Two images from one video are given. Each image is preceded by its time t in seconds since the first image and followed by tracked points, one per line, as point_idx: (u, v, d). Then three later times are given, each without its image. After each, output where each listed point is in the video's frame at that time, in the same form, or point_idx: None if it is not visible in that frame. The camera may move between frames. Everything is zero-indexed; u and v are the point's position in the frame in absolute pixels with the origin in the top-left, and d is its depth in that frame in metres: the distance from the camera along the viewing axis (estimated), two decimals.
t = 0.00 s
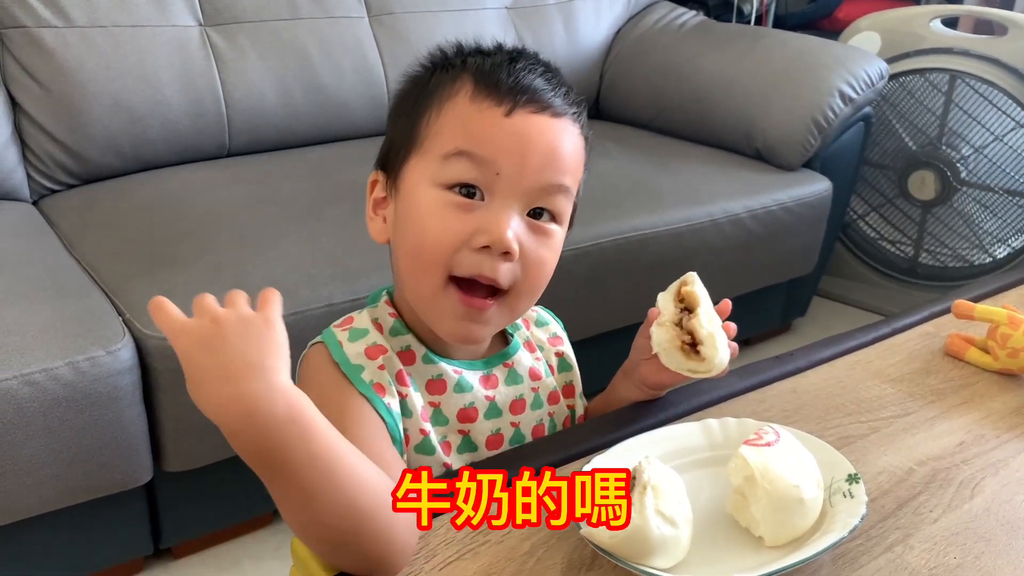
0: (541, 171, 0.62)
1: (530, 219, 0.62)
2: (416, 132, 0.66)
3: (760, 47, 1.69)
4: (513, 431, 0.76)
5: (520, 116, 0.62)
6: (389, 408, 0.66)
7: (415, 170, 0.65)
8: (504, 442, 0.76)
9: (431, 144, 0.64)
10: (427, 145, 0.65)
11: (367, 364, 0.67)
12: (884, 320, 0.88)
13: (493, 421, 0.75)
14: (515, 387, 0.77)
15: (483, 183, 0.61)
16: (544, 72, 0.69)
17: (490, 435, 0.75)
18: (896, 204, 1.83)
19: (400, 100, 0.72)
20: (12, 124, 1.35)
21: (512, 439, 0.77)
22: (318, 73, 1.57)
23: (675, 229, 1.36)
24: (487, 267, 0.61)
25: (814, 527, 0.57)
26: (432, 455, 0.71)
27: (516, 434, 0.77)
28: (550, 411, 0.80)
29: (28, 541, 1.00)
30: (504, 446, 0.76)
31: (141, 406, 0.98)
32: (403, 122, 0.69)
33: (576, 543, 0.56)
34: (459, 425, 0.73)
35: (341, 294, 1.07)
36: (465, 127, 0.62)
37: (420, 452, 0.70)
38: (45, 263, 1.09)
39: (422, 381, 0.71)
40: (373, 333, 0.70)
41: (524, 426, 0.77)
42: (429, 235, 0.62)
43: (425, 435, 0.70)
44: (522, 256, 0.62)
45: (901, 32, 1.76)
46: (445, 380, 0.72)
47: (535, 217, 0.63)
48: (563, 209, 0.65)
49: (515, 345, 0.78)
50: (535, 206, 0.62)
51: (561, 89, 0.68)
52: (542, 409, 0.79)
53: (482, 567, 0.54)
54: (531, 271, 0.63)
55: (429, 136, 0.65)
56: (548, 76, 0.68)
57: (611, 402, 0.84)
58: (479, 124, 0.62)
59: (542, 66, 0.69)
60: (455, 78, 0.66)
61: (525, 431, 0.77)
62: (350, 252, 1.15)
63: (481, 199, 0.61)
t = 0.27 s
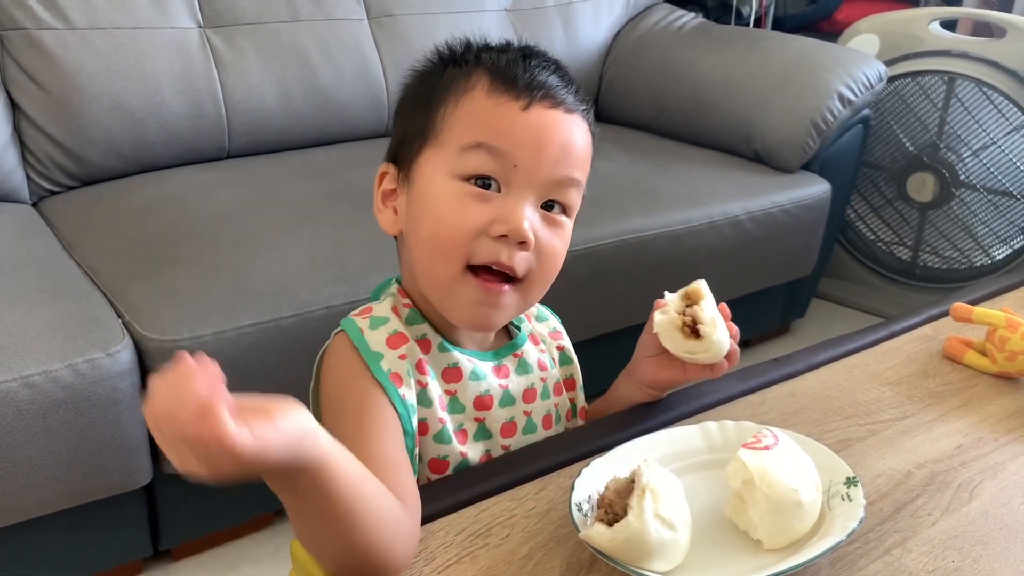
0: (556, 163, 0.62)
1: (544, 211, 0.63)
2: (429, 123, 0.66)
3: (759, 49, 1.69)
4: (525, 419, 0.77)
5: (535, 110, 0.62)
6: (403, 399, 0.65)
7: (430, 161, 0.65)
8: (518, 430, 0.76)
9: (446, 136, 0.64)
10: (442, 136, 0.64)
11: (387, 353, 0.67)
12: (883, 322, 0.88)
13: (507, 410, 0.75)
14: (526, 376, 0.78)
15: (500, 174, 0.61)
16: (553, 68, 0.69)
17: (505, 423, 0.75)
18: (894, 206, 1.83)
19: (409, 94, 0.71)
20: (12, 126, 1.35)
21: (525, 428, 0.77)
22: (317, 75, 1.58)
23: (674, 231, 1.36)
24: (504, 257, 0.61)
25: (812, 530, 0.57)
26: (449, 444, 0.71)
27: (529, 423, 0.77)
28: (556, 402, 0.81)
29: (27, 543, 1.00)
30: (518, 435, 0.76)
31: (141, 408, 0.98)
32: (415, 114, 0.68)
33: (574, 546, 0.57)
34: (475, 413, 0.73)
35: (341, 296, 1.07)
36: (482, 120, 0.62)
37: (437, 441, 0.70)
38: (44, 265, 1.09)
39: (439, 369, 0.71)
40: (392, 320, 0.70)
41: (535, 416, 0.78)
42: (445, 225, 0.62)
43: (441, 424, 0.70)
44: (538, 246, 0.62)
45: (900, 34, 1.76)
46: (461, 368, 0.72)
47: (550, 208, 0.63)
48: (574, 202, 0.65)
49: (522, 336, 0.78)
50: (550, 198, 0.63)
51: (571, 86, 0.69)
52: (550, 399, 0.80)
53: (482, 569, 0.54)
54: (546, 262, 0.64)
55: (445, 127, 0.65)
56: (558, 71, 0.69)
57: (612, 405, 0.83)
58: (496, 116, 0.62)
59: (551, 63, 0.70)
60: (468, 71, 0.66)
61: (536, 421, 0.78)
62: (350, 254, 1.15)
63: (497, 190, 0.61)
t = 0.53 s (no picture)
0: (574, 166, 0.62)
1: (560, 211, 0.63)
2: (445, 123, 0.65)
3: (758, 52, 1.69)
4: (538, 417, 0.77)
5: (555, 112, 0.62)
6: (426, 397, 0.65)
7: (448, 161, 0.64)
8: (532, 427, 0.76)
9: (465, 136, 0.64)
10: (460, 136, 0.64)
11: (411, 350, 0.66)
12: (880, 325, 0.88)
13: (522, 407, 0.75)
14: (538, 373, 0.78)
15: (520, 176, 0.61)
16: (565, 69, 0.69)
17: (519, 420, 0.75)
18: (893, 209, 1.83)
19: (420, 92, 0.70)
20: (9, 128, 1.34)
21: (538, 425, 0.77)
22: (315, 77, 1.58)
23: (672, 234, 1.36)
24: (524, 257, 0.61)
25: (808, 534, 0.57)
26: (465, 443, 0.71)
27: (542, 420, 0.77)
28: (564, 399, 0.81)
29: (23, 546, 1.00)
30: (532, 432, 0.76)
31: (137, 411, 0.98)
32: (429, 113, 0.67)
33: (570, 550, 0.56)
34: (493, 410, 0.73)
35: (338, 299, 1.07)
36: (502, 120, 0.62)
37: (454, 440, 0.70)
38: (40, 267, 1.09)
39: (456, 367, 0.70)
40: (416, 317, 0.68)
41: (547, 413, 0.78)
42: (464, 224, 0.61)
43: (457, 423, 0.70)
44: (556, 247, 0.63)
45: (898, 37, 1.76)
46: (478, 366, 0.71)
47: (566, 209, 0.64)
48: (588, 202, 0.66)
49: (532, 335, 0.78)
50: (566, 199, 0.63)
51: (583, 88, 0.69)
52: (561, 396, 0.80)
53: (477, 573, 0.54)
54: (563, 262, 0.64)
55: (463, 127, 0.64)
56: (570, 72, 0.69)
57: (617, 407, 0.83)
58: (516, 118, 0.62)
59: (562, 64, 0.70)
60: (484, 71, 0.65)
61: (548, 417, 0.78)
62: (347, 257, 1.15)
63: (517, 191, 0.61)
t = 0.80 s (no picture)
0: (592, 201, 0.62)
1: (575, 239, 0.63)
2: (463, 145, 0.64)
3: (758, 55, 1.69)
4: (546, 424, 0.77)
5: (575, 147, 0.61)
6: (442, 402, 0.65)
7: (465, 188, 0.63)
8: (540, 434, 0.77)
9: (483, 164, 0.62)
10: (480, 164, 0.63)
11: (431, 354, 0.65)
12: (883, 329, 0.88)
13: (531, 414, 0.76)
14: (547, 382, 0.78)
15: (538, 213, 0.61)
16: (582, 84, 0.68)
17: (527, 427, 0.76)
18: (894, 212, 1.83)
19: (433, 97, 0.68)
20: (11, 131, 1.34)
21: (546, 433, 0.77)
22: (316, 80, 1.57)
23: (673, 237, 1.36)
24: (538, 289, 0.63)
25: (813, 539, 0.57)
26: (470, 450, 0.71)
27: (550, 427, 0.78)
28: (573, 406, 0.81)
29: (24, 550, 1.00)
30: (538, 438, 0.77)
31: (138, 415, 0.97)
32: (441, 128, 0.66)
33: (574, 555, 0.56)
34: (504, 418, 0.73)
35: (340, 302, 1.07)
36: (524, 155, 0.61)
37: (461, 448, 0.70)
38: (42, 271, 1.09)
39: (467, 373, 0.71)
40: (435, 322, 0.68)
41: (555, 420, 0.78)
42: (482, 257, 0.62)
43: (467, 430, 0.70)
44: (569, 276, 0.64)
45: (899, 40, 1.77)
46: (487, 373, 0.72)
47: (580, 239, 0.64)
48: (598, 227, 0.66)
49: (541, 342, 0.79)
50: (582, 232, 0.63)
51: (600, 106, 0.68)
52: (569, 404, 0.80)
53: None
54: (573, 287, 0.65)
55: (482, 154, 0.63)
56: (587, 89, 0.68)
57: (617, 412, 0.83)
58: (538, 154, 0.61)
59: (579, 78, 0.69)
60: (505, 93, 0.63)
61: (556, 425, 0.78)
62: (349, 260, 1.15)
63: (533, 224, 0.61)
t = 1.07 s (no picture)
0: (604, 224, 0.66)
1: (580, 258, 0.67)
2: (495, 173, 0.61)
3: (758, 58, 1.70)
4: (538, 428, 0.78)
5: (599, 178, 0.64)
6: (417, 413, 0.65)
7: (498, 218, 0.62)
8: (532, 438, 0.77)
9: (519, 195, 0.62)
10: (516, 195, 0.62)
11: (404, 365, 0.66)
12: (883, 331, 0.88)
13: (521, 419, 0.76)
14: (537, 386, 0.78)
15: (566, 242, 0.64)
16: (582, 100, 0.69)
17: (519, 433, 0.76)
18: (894, 215, 1.83)
19: (439, 112, 0.62)
20: (13, 134, 1.35)
21: (538, 437, 0.78)
22: (317, 83, 1.58)
23: (674, 239, 1.37)
24: (553, 309, 0.66)
25: (813, 541, 0.57)
26: (462, 457, 0.71)
27: (542, 431, 0.78)
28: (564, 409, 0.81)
29: (25, 552, 1.00)
30: (531, 444, 0.77)
31: (140, 417, 0.98)
32: (461, 152, 0.62)
33: (574, 557, 0.56)
34: (493, 425, 0.74)
35: (341, 304, 1.07)
36: (562, 189, 0.62)
37: (449, 455, 0.71)
38: (44, 273, 1.09)
39: (452, 382, 0.71)
40: (407, 333, 0.68)
41: (548, 424, 0.79)
42: (517, 286, 0.63)
43: (455, 438, 0.71)
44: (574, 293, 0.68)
45: (898, 43, 1.77)
46: (475, 380, 0.72)
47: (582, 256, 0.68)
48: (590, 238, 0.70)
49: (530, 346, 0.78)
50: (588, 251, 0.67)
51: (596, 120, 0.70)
52: (560, 407, 0.81)
53: None
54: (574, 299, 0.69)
55: (519, 185, 0.62)
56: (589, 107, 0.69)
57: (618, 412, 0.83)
58: (573, 187, 0.62)
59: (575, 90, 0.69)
60: (535, 120, 0.62)
61: (548, 429, 0.79)
62: (350, 263, 1.15)
63: (557, 251, 0.64)
